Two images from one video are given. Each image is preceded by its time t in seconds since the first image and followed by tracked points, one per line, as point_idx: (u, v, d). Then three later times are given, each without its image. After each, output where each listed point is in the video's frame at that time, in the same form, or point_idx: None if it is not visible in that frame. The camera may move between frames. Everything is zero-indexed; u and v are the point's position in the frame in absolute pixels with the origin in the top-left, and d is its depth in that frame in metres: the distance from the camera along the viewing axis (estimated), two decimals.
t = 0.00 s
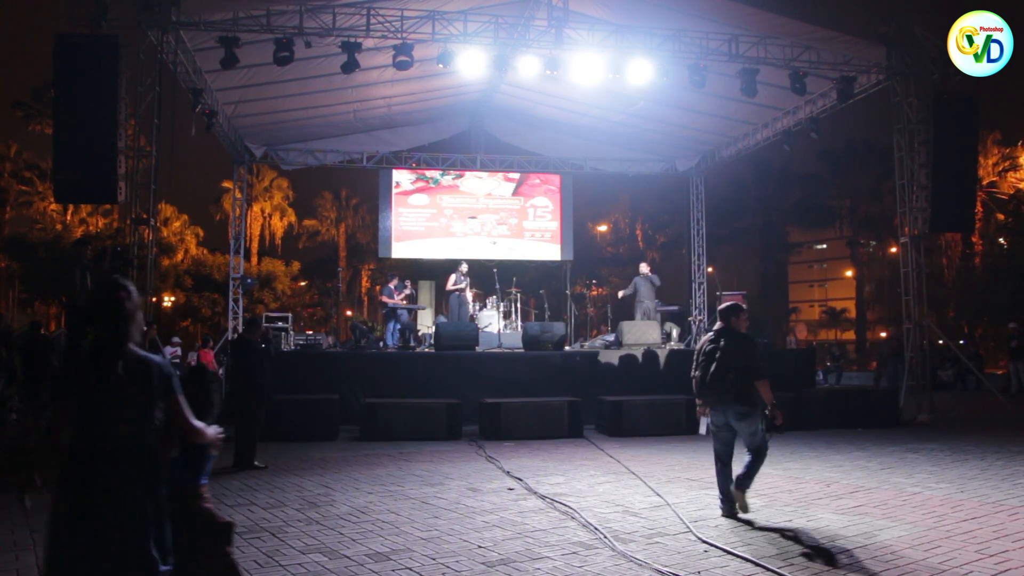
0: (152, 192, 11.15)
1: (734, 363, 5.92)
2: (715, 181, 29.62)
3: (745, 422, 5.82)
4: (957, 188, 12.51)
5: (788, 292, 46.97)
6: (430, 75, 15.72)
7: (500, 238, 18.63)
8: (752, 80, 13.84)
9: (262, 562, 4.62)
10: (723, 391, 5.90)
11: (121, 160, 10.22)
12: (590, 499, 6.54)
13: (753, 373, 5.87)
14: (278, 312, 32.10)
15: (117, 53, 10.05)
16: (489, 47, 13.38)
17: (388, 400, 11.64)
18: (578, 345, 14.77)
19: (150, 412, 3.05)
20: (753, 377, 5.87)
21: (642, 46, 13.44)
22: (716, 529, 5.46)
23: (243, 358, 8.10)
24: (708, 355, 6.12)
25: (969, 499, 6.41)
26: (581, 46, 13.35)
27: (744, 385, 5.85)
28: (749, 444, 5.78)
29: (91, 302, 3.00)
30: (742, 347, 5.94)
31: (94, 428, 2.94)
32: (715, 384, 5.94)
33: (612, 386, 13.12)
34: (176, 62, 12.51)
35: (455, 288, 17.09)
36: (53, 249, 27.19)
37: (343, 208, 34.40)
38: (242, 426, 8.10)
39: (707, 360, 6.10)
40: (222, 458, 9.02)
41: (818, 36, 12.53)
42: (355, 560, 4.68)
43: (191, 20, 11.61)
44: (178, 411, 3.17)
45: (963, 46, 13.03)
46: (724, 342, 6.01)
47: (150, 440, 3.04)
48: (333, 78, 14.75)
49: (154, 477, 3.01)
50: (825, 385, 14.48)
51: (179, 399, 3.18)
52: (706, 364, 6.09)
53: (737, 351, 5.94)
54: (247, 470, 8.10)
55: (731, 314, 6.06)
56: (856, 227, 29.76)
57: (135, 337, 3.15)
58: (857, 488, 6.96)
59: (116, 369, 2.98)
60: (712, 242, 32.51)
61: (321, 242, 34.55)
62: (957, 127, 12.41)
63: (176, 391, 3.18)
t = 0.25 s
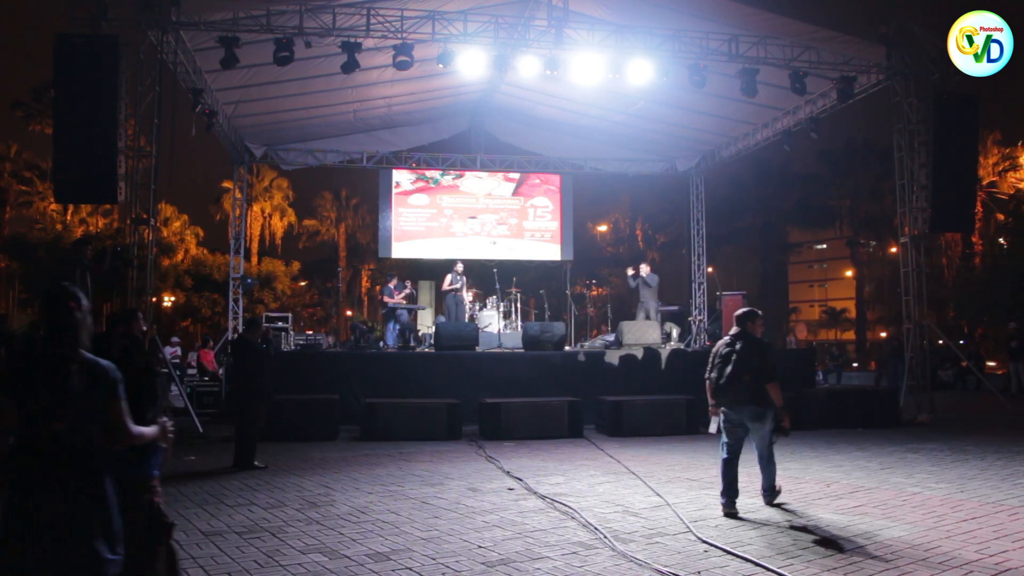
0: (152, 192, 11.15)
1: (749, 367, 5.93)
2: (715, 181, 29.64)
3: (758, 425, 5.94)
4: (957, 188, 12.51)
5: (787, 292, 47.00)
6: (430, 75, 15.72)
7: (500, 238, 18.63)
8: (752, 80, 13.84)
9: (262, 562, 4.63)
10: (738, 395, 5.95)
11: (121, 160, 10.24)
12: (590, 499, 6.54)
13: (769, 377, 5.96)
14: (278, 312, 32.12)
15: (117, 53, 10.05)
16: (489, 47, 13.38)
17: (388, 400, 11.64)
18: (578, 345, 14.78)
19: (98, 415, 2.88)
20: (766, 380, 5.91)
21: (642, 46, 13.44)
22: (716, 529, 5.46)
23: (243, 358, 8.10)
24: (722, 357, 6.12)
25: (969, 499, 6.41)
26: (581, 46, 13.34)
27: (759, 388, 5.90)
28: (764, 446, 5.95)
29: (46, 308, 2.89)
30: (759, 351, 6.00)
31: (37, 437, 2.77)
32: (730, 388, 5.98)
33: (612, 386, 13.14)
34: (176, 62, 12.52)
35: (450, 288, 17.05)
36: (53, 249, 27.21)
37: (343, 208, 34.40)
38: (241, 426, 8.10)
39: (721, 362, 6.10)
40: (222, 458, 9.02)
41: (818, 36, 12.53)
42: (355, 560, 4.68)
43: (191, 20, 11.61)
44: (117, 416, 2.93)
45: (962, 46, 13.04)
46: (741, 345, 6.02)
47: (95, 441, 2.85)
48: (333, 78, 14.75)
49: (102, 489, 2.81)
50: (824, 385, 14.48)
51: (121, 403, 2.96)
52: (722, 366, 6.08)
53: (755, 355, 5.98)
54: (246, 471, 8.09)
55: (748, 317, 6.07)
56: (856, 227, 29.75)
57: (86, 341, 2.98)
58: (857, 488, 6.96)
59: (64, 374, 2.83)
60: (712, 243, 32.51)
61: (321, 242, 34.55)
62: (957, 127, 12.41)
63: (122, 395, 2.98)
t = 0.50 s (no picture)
0: (152, 192, 11.14)
1: (768, 361, 6.27)
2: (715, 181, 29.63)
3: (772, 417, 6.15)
4: (957, 188, 12.51)
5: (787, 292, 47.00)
6: (430, 75, 15.71)
7: (500, 239, 18.63)
8: (752, 80, 13.84)
9: (262, 562, 4.62)
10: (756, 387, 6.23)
11: (121, 160, 10.24)
12: (590, 499, 6.54)
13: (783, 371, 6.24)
14: (278, 312, 32.10)
15: (117, 53, 10.04)
16: (489, 47, 13.38)
17: (387, 400, 11.63)
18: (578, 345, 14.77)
19: (59, 414, 3.20)
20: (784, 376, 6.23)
21: (642, 46, 13.44)
22: (716, 528, 5.46)
23: (243, 358, 8.11)
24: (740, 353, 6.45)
25: (969, 499, 6.41)
26: (580, 46, 13.35)
27: (777, 382, 6.19)
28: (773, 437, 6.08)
29: (2, 311, 3.17)
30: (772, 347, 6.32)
31: None
32: (747, 380, 6.27)
33: (612, 386, 13.14)
34: (176, 62, 12.52)
35: (448, 288, 17.03)
36: (53, 249, 27.22)
37: (343, 208, 34.37)
38: (240, 426, 8.11)
39: (739, 357, 6.43)
40: (222, 458, 9.01)
41: (818, 36, 12.52)
42: (356, 560, 4.68)
43: (191, 20, 11.60)
44: (76, 408, 3.26)
45: (962, 47, 13.04)
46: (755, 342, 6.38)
47: (55, 437, 3.17)
48: (333, 78, 14.76)
49: (53, 483, 3.13)
50: (825, 385, 14.47)
51: (79, 395, 3.28)
52: (738, 363, 6.40)
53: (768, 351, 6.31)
54: (245, 470, 8.09)
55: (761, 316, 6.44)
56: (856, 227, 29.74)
57: (43, 336, 3.30)
58: (858, 488, 6.96)
59: (20, 370, 3.14)
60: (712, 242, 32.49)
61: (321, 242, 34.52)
62: (957, 127, 12.41)
63: (80, 388, 3.30)
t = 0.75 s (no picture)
0: (152, 192, 11.14)
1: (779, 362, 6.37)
2: (715, 181, 29.63)
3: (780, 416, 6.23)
4: (957, 187, 12.51)
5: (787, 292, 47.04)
6: (430, 75, 15.71)
7: (500, 238, 18.64)
8: (751, 80, 13.84)
9: (262, 562, 4.63)
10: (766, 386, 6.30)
11: (121, 160, 10.25)
12: (590, 499, 6.54)
13: (791, 371, 6.35)
14: (278, 312, 32.13)
15: (117, 53, 10.04)
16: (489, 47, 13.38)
17: (387, 400, 11.63)
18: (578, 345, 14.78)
19: (15, 420, 3.10)
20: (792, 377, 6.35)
21: (642, 47, 13.44)
22: (716, 528, 5.46)
23: (243, 359, 8.13)
24: (750, 354, 6.51)
25: (969, 499, 6.41)
26: (580, 46, 13.35)
27: (786, 383, 6.31)
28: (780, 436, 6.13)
29: None
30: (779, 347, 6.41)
31: None
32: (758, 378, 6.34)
33: (612, 386, 13.15)
34: (176, 62, 12.53)
35: (448, 288, 17.01)
36: (54, 249, 27.23)
37: (343, 208, 34.37)
38: (240, 426, 8.12)
39: (750, 357, 6.47)
40: (223, 459, 9.01)
41: (818, 36, 12.52)
42: (355, 560, 4.68)
43: (191, 20, 11.61)
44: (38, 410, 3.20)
45: (962, 47, 13.05)
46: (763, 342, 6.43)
47: (11, 446, 3.09)
48: (333, 78, 14.76)
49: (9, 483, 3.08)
50: (825, 385, 14.47)
51: (38, 395, 3.22)
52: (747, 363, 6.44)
53: (777, 351, 6.38)
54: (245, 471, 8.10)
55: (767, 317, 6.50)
56: (856, 227, 29.73)
57: None
58: (857, 488, 6.97)
59: None
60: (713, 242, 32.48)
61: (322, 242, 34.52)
62: (957, 127, 12.42)
63: (37, 388, 3.23)
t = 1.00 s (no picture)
0: (151, 191, 11.13)
1: (782, 361, 6.85)
2: (715, 181, 29.61)
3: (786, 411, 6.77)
4: (957, 188, 12.51)
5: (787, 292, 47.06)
6: (430, 75, 15.71)
7: (500, 238, 18.63)
8: (752, 80, 13.84)
9: (262, 562, 4.62)
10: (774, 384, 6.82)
11: (121, 160, 10.24)
12: (590, 500, 6.54)
13: (792, 369, 6.85)
14: (278, 312, 32.12)
15: (117, 53, 10.03)
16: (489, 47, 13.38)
17: (387, 400, 11.63)
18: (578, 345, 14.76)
19: None
20: (792, 373, 6.89)
21: (642, 46, 13.43)
22: (716, 529, 5.45)
23: (244, 359, 8.13)
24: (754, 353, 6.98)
25: (969, 499, 6.41)
26: (581, 46, 13.35)
27: (788, 380, 6.82)
28: (787, 431, 6.67)
29: None
30: (781, 347, 6.89)
31: None
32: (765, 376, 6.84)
33: (612, 386, 13.15)
34: (176, 62, 12.53)
35: (448, 288, 16.96)
36: (53, 249, 27.23)
37: (343, 208, 34.35)
38: (241, 426, 8.11)
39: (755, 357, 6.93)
40: (222, 459, 9.01)
41: (818, 36, 12.52)
42: (356, 560, 4.68)
43: (191, 20, 11.61)
44: None
45: (962, 46, 13.05)
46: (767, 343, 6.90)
47: None
48: (333, 78, 14.76)
49: None
50: (825, 385, 14.46)
51: None
52: (752, 363, 6.92)
53: (779, 351, 6.86)
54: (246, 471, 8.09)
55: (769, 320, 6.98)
56: (856, 227, 29.72)
57: None
58: (857, 488, 6.97)
59: None
60: (713, 242, 32.47)
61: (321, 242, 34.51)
62: (957, 127, 12.41)
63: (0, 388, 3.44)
